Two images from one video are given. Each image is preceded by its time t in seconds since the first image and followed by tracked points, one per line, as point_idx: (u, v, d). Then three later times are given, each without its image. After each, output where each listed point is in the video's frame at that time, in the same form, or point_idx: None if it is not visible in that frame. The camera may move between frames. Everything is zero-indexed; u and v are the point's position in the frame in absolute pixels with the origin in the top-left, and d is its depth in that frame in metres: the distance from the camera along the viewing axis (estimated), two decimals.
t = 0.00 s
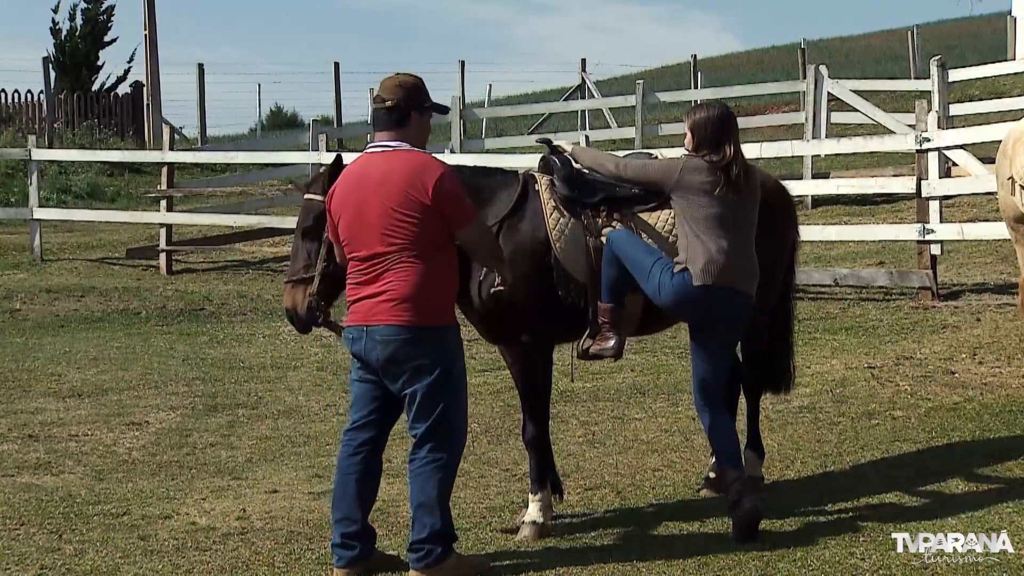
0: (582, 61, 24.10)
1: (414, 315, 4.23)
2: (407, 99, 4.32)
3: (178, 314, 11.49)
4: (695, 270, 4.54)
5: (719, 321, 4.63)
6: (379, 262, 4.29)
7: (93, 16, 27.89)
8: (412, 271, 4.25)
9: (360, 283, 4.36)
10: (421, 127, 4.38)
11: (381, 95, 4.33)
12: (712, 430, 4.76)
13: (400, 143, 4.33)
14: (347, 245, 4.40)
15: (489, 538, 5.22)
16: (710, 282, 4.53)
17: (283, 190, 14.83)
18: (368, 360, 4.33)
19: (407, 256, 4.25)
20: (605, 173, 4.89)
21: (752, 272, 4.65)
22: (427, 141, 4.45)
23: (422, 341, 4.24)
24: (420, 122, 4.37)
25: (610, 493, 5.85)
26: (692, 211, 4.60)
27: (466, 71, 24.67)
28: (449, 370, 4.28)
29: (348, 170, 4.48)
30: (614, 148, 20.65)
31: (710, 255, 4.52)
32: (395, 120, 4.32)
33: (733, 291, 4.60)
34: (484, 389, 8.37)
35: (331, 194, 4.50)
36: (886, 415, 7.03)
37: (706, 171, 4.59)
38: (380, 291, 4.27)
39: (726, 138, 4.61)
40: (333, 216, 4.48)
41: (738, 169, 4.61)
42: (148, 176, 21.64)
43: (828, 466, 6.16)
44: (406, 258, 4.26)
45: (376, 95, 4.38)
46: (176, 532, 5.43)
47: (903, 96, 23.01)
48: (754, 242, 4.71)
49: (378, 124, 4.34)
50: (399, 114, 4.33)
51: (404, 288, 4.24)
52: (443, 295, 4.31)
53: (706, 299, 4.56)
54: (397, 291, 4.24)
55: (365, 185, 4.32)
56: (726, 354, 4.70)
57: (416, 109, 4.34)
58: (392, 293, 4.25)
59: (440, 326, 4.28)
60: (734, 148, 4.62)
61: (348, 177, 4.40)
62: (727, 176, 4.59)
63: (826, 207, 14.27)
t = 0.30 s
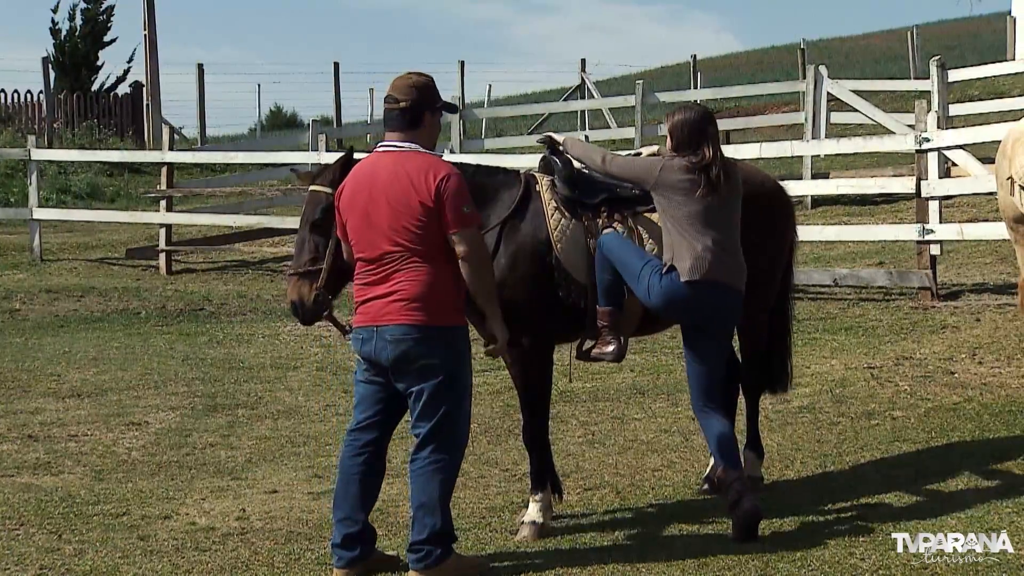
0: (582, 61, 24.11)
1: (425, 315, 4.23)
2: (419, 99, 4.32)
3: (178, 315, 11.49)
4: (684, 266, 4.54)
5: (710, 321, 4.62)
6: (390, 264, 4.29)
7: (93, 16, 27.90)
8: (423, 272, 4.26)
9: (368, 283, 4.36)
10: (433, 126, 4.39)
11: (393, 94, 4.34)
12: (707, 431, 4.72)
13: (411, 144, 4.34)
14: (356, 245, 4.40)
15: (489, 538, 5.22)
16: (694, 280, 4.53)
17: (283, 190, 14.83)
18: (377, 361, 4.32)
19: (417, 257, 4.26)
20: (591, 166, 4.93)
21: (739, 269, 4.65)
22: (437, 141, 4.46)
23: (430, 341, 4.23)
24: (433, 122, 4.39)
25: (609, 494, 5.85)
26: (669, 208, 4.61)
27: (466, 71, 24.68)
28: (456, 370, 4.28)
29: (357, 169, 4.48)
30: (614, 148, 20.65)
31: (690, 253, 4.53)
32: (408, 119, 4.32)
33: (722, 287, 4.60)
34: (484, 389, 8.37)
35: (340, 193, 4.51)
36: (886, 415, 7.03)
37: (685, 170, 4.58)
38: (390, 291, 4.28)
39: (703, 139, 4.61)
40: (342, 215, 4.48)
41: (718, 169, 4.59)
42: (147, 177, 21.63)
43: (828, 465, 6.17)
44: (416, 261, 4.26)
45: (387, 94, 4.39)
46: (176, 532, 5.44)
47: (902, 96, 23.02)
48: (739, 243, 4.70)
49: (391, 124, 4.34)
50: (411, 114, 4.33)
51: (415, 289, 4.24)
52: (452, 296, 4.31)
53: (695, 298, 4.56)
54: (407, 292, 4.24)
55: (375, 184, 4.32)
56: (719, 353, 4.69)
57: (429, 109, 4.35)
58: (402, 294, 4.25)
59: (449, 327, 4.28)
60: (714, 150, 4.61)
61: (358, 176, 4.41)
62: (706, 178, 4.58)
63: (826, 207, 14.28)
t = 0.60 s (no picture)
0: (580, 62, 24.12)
1: (428, 315, 4.24)
2: (422, 99, 4.33)
3: (176, 315, 11.49)
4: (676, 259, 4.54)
5: (705, 319, 4.62)
6: (393, 264, 4.29)
7: (92, 16, 27.92)
8: (427, 273, 4.26)
9: (372, 284, 4.36)
10: (435, 127, 4.40)
11: (396, 96, 4.35)
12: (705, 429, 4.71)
13: (414, 145, 4.35)
14: (360, 246, 4.41)
15: (488, 538, 5.22)
16: (685, 278, 4.54)
17: (282, 190, 14.83)
18: (381, 363, 4.31)
19: (421, 258, 4.27)
20: (574, 164, 4.95)
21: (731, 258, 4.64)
22: (440, 142, 4.48)
23: (435, 342, 4.23)
24: (435, 122, 4.40)
25: (608, 494, 5.86)
26: (652, 208, 4.63)
27: (465, 71, 24.69)
28: (460, 372, 4.28)
29: (361, 169, 4.49)
30: (613, 148, 20.66)
31: (679, 249, 4.53)
32: (411, 120, 4.34)
33: (718, 278, 4.58)
34: (482, 389, 8.37)
35: (344, 194, 4.52)
36: (885, 415, 7.03)
37: (667, 169, 4.58)
38: (393, 292, 4.28)
39: (681, 137, 4.62)
40: (346, 216, 4.49)
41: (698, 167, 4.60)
42: (146, 177, 21.64)
43: (827, 465, 6.17)
44: (419, 261, 4.27)
45: (389, 96, 4.40)
46: (175, 533, 5.43)
47: (901, 96, 23.03)
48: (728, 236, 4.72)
49: (395, 125, 4.35)
50: (415, 115, 4.35)
51: (419, 289, 4.25)
52: (456, 297, 4.31)
53: (690, 292, 4.56)
54: (411, 293, 4.25)
55: (378, 185, 4.33)
56: (717, 349, 4.69)
57: (432, 109, 4.37)
58: (406, 294, 4.26)
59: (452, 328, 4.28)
60: (694, 148, 4.62)
61: (361, 177, 4.42)
62: (687, 175, 4.60)
63: (824, 208, 14.29)
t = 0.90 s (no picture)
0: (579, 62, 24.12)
1: (432, 315, 4.24)
2: (424, 101, 4.34)
3: (176, 316, 11.49)
4: (674, 254, 4.54)
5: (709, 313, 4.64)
6: (396, 265, 4.29)
7: (91, 17, 27.93)
8: (430, 273, 4.27)
9: (374, 285, 4.36)
10: (438, 128, 4.41)
11: (399, 97, 4.36)
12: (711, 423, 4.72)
13: (417, 147, 4.35)
14: (363, 247, 4.40)
15: (487, 539, 5.22)
16: (682, 273, 4.54)
17: (281, 191, 14.83)
18: (384, 365, 4.31)
19: (424, 259, 4.27)
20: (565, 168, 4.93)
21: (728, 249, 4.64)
22: (442, 143, 4.49)
23: (437, 342, 4.24)
24: (439, 123, 4.41)
25: (608, 494, 5.86)
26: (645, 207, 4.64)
27: (464, 72, 24.69)
28: (463, 374, 4.29)
29: (365, 170, 4.49)
30: (612, 148, 20.66)
31: (674, 247, 4.53)
32: (414, 121, 4.35)
33: (717, 270, 4.59)
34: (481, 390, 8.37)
35: (347, 194, 4.51)
36: (884, 416, 7.03)
37: (659, 167, 4.58)
38: (396, 293, 4.28)
39: (670, 132, 4.61)
40: (349, 216, 4.48)
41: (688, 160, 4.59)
42: (145, 178, 21.63)
43: (826, 466, 6.18)
44: (422, 262, 4.27)
45: (392, 97, 4.41)
46: (174, 533, 5.43)
47: (900, 97, 23.05)
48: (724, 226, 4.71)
49: (398, 126, 4.36)
50: (418, 116, 4.35)
51: (422, 290, 4.25)
52: (459, 296, 4.31)
53: (690, 287, 4.56)
54: (414, 294, 4.25)
55: (383, 186, 4.33)
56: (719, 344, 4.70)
57: (435, 110, 4.37)
58: (409, 295, 4.25)
59: (453, 328, 4.28)
60: (684, 142, 4.61)
61: (365, 177, 4.42)
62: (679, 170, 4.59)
63: (823, 208, 14.30)
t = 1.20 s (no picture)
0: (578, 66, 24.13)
1: (448, 315, 4.24)
2: (436, 103, 4.37)
3: (174, 318, 11.48)
4: (668, 281, 4.57)
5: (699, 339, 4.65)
6: (413, 265, 4.29)
7: (89, 20, 27.94)
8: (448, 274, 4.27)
9: (387, 285, 4.35)
10: (452, 128, 4.45)
11: (412, 100, 4.38)
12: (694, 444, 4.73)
13: (432, 147, 4.38)
14: (376, 247, 4.39)
15: (485, 542, 5.21)
16: (674, 299, 4.56)
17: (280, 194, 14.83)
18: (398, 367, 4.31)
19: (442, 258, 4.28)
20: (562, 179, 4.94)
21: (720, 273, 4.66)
22: (455, 141, 4.53)
23: (452, 343, 4.23)
24: (451, 124, 4.44)
25: (606, 497, 5.86)
26: (642, 230, 4.65)
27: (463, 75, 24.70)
28: (471, 376, 4.29)
29: (378, 172, 4.49)
30: (611, 151, 20.66)
31: (670, 274, 4.56)
32: (427, 122, 4.37)
33: (710, 294, 4.61)
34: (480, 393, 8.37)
35: (359, 197, 4.50)
36: (882, 419, 7.03)
37: (655, 192, 4.58)
38: (410, 293, 4.28)
39: (665, 155, 4.60)
40: (361, 219, 4.47)
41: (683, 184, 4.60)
42: (144, 181, 21.63)
43: (824, 469, 6.18)
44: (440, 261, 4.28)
45: (404, 99, 4.43)
46: (172, 536, 5.43)
47: (899, 100, 23.06)
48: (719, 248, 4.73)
49: (411, 127, 4.39)
50: (431, 117, 4.38)
51: (439, 290, 4.24)
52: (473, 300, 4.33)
53: (682, 313, 4.58)
54: (429, 292, 4.24)
55: (400, 185, 4.33)
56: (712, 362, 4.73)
57: (447, 111, 4.41)
58: (425, 294, 4.24)
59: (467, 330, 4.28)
60: (679, 168, 4.61)
61: (379, 178, 4.42)
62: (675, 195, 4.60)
63: (822, 211, 14.31)
